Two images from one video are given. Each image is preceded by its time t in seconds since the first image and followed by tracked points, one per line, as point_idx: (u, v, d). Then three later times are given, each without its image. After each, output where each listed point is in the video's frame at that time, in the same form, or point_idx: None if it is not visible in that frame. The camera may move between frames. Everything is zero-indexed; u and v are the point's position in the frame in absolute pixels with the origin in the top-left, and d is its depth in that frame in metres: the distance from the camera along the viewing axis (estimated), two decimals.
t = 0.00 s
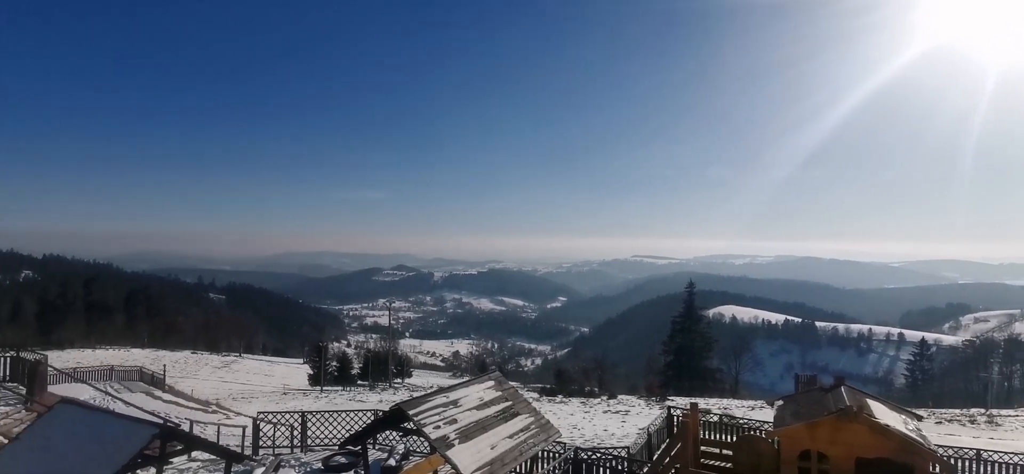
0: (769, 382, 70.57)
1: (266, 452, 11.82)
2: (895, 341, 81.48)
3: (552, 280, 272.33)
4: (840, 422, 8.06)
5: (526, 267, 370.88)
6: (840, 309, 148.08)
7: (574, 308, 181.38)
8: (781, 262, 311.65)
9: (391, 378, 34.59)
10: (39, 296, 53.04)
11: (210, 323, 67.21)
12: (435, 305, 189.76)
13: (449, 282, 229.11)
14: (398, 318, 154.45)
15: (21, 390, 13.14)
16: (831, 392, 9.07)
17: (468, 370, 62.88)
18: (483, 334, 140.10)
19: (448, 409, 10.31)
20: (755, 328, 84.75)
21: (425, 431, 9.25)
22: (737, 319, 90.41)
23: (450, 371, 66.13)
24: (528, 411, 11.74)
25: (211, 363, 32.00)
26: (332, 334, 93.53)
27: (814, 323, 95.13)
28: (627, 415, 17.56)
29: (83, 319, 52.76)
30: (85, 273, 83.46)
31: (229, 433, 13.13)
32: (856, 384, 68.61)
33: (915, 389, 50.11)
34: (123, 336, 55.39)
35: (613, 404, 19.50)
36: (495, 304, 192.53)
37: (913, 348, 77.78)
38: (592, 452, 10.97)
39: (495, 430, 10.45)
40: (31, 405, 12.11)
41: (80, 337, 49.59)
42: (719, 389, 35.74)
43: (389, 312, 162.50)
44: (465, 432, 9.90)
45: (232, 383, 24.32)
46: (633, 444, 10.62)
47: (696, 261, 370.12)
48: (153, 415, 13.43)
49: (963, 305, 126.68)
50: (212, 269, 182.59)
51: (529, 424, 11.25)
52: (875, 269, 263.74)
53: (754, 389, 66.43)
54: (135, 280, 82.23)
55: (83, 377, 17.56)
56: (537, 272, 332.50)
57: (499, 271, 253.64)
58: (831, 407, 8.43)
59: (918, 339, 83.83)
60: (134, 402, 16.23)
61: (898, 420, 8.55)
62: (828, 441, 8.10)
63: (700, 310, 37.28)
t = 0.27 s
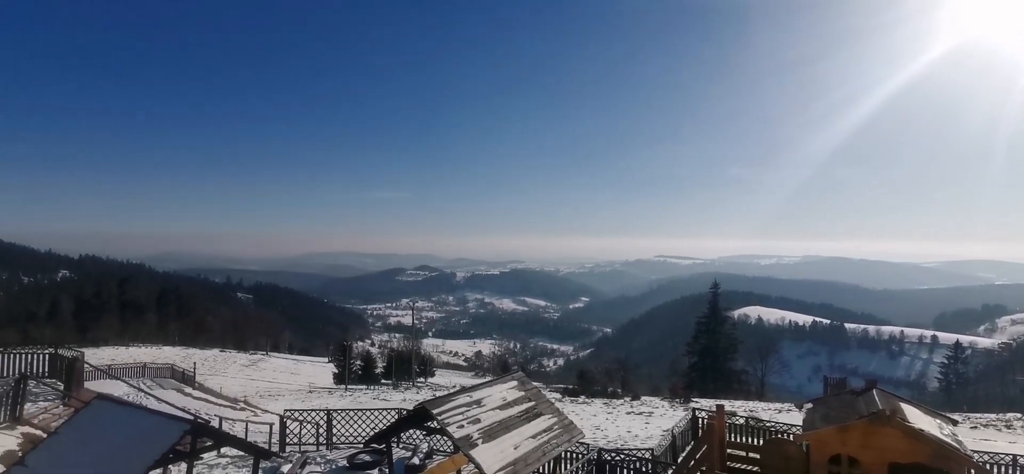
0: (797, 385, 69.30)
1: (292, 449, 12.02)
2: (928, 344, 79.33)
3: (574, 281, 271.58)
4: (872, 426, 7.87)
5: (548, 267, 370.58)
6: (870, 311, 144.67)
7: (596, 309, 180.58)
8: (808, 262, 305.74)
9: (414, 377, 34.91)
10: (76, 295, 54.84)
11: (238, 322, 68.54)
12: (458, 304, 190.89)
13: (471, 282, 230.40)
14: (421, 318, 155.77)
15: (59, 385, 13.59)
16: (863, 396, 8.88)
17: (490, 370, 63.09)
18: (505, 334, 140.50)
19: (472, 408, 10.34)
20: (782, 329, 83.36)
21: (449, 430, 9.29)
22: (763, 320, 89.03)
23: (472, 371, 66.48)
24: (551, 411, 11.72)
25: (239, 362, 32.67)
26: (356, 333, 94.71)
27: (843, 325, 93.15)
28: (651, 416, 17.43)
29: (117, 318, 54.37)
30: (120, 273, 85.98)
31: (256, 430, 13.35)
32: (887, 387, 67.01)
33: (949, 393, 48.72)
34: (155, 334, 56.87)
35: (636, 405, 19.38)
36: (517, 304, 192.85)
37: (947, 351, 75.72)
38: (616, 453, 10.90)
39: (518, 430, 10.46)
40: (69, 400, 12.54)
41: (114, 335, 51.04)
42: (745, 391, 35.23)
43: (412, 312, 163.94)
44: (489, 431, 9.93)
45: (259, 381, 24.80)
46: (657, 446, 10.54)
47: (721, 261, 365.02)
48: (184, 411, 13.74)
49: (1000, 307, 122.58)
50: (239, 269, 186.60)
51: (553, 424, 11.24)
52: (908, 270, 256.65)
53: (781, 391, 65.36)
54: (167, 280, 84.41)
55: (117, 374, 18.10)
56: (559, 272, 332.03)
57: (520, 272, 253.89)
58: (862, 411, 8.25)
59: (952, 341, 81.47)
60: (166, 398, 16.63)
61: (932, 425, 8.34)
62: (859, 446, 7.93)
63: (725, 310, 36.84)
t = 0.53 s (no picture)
0: (814, 386, 68.53)
1: (309, 447, 12.13)
2: (950, 346, 77.86)
3: (588, 281, 270.91)
4: (893, 430, 7.75)
5: (562, 268, 370.21)
6: (889, 312, 142.43)
7: (610, 310, 179.92)
8: (826, 262, 301.70)
9: (428, 377, 35.07)
10: (99, 293, 55.96)
11: (255, 322, 69.21)
12: (472, 304, 191.37)
13: (485, 282, 230.94)
14: (435, 318, 156.38)
15: (81, 382, 13.85)
16: (884, 398, 8.76)
17: (504, 370, 63.15)
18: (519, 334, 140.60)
19: (486, 408, 10.35)
20: (799, 331, 82.41)
21: (464, 430, 9.30)
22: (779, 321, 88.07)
23: (487, 371, 66.53)
24: (566, 412, 11.71)
25: (256, 360, 33.08)
26: (371, 333, 95.28)
27: (862, 326, 91.78)
28: (666, 417, 17.33)
29: (137, 317, 55.32)
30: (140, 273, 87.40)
31: (273, 429, 13.49)
32: (908, 389, 65.96)
33: (971, 396, 47.79)
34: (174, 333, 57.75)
35: (651, 406, 19.29)
36: (531, 304, 192.83)
37: (969, 353, 74.30)
38: (631, 453, 10.85)
39: (533, 430, 10.47)
40: (91, 397, 12.78)
41: (134, 334, 51.82)
42: (762, 393, 34.89)
43: (426, 312, 164.67)
44: (504, 431, 9.95)
45: (275, 380, 25.04)
46: (672, 447, 10.48)
47: (737, 261, 361.49)
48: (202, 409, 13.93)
49: None
50: (257, 269, 189.07)
51: (568, 424, 11.24)
52: (929, 271, 251.92)
53: (798, 393, 64.63)
54: (187, 280, 85.78)
55: (137, 372, 18.40)
56: (573, 272, 331.56)
57: (534, 272, 253.89)
58: (883, 413, 8.15)
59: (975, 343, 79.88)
60: (184, 396, 16.87)
61: (955, 428, 8.19)
62: (880, 449, 7.82)
63: (741, 311, 36.51)
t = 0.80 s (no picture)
0: (830, 388, 67.81)
1: (322, 446, 12.23)
2: (970, 347, 76.62)
3: (600, 281, 270.28)
4: (912, 432, 7.66)
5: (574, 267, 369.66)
6: (907, 313, 140.45)
7: (622, 310, 179.27)
8: (842, 262, 298.05)
9: (440, 377, 35.17)
10: (117, 292, 56.87)
11: (269, 322, 69.71)
12: (484, 304, 191.73)
13: (497, 282, 231.21)
14: (448, 317, 156.88)
15: (100, 381, 14.10)
16: (903, 400, 8.67)
17: (516, 370, 63.15)
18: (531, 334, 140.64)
19: (499, 408, 10.34)
20: (814, 331, 81.62)
21: (477, 430, 9.31)
22: (794, 322, 87.21)
23: (499, 371, 66.56)
24: (579, 412, 11.68)
25: (270, 360, 33.36)
26: (384, 333, 95.80)
27: (879, 327, 90.59)
28: (679, 418, 17.23)
29: (154, 315, 56.06)
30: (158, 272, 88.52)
31: (287, 428, 13.60)
32: (926, 391, 65.05)
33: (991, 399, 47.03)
34: (190, 332, 58.47)
35: (664, 407, 19.19)
36: (543, 304, 192.75)
37: (990, 354, 73.11)
38: (645, 455, 10.80)
39: (546, 430, 10.46)
40: (109, 395, 13.03)
41: (151, 333, 52.40)
42: (777, 394, 34.58)
43: (439, 312, 165.24)
44: (517, 431, 9.94)
45: (289, 379, 25.24)
46: (686, 448, 10.39)
47: (750, 261, 358.51)
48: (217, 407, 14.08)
49: None
50: (271, 269, 190.90)
51: (580, 424, 11.21)
52: (947, 271, 247.93)
53: (814, 394, 63.99)
54: (203, 280, 86.77)
55: (154, 370, 18.66)
56: (585, 272, 331.04)
57: (545, 272, 253.76)
58: (902, 415, 8.04)
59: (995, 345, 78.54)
60: (200, 395, 17.06)
61: (975, 431, 8.06)
62: (900, 451, 7.71)
63: (755, 311, 36.22)
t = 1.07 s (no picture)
0: (846, 389, 67.09)
1: (335, 446, 12.29)
2: (989, 348, 75.41)
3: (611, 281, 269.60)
4: (932, 434, 7.55)
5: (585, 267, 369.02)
6: (924, 313, 138.55)
7: (634, 310, 178.68)
8: (857, 262, 294.62)
9: (452, 377, 35.26)
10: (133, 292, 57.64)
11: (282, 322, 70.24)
12: (495, 304, 192.03)
13: (508, 282, 231.55)
14: (459, 317, 157.29)
15: (118, 379, 14.30)
16: (922, 401, 8.58)
17: (528, 370, 63.18)
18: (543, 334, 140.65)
19: (512, 408, 10.34)
20: (829, 331, 80.83)
21: (490, 430, 9.30)
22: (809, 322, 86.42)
23: (511, 371, 66.57)
24: (591, 413, 11.65)
25: (284, 360, 33.64)
26: (396, 333, 96.25)
27: (895, 328, 89.47)
28: (692, 419, 17.15)
29: (169, 315, 56.75)
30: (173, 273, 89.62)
31: (301, 427, 13.71)
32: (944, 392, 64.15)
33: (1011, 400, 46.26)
34: (205, 331, 59.08)
35: (677, 408, 19.09)
36: (555, 305, 192.58)
37: (1009, 355, 71.95)
38: (658, 455, 10.74)
39: (559, 431, 10.43)
40: (127, 394, 13.22)
41: (167, 333, 52.96)
42: (791, 394, 34.30)
43: (450, 312, 165.76)
44: (529, 431, 9.93)
45: (302, 379, 25.42)
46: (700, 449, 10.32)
47: (763, 261, 355.59)
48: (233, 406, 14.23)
49: None
50: (284, 270, 192.57)
51: (593, 425, 11.17)
52: (965, 271, 244.09)
53: (829, 396, 63.40)
54: (217, 281, 87.66)
55: (170, 369, 18.88)
56: (596, 272, 330.47)
57: (556, 272, 253.60)
58: (922, 417, 7.94)
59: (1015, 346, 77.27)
60: (215, 394, 17.24)
61: (996, 432, 7.95)
62: (919, 453, 7.60)
63: (769, 312, 35.94)
